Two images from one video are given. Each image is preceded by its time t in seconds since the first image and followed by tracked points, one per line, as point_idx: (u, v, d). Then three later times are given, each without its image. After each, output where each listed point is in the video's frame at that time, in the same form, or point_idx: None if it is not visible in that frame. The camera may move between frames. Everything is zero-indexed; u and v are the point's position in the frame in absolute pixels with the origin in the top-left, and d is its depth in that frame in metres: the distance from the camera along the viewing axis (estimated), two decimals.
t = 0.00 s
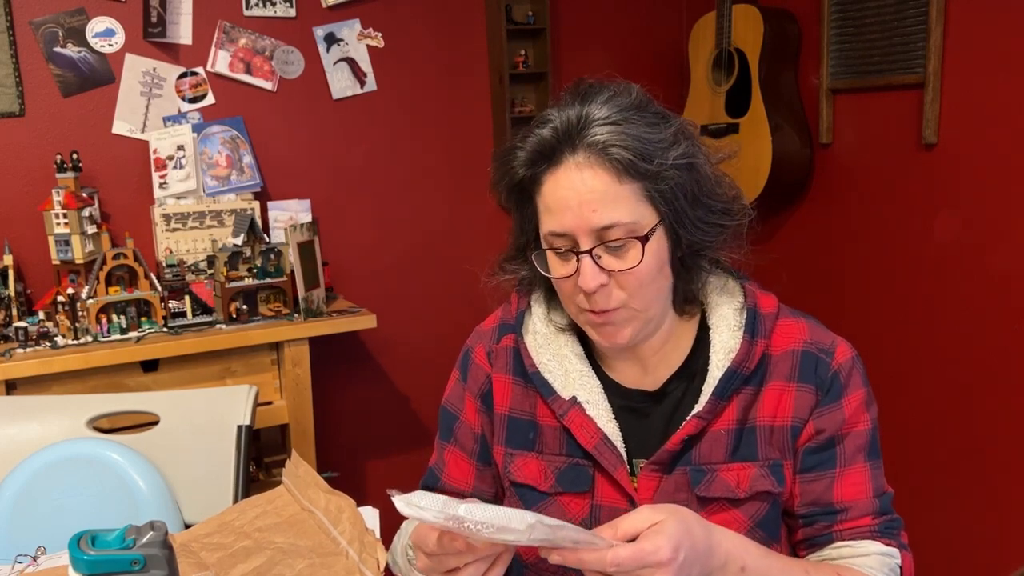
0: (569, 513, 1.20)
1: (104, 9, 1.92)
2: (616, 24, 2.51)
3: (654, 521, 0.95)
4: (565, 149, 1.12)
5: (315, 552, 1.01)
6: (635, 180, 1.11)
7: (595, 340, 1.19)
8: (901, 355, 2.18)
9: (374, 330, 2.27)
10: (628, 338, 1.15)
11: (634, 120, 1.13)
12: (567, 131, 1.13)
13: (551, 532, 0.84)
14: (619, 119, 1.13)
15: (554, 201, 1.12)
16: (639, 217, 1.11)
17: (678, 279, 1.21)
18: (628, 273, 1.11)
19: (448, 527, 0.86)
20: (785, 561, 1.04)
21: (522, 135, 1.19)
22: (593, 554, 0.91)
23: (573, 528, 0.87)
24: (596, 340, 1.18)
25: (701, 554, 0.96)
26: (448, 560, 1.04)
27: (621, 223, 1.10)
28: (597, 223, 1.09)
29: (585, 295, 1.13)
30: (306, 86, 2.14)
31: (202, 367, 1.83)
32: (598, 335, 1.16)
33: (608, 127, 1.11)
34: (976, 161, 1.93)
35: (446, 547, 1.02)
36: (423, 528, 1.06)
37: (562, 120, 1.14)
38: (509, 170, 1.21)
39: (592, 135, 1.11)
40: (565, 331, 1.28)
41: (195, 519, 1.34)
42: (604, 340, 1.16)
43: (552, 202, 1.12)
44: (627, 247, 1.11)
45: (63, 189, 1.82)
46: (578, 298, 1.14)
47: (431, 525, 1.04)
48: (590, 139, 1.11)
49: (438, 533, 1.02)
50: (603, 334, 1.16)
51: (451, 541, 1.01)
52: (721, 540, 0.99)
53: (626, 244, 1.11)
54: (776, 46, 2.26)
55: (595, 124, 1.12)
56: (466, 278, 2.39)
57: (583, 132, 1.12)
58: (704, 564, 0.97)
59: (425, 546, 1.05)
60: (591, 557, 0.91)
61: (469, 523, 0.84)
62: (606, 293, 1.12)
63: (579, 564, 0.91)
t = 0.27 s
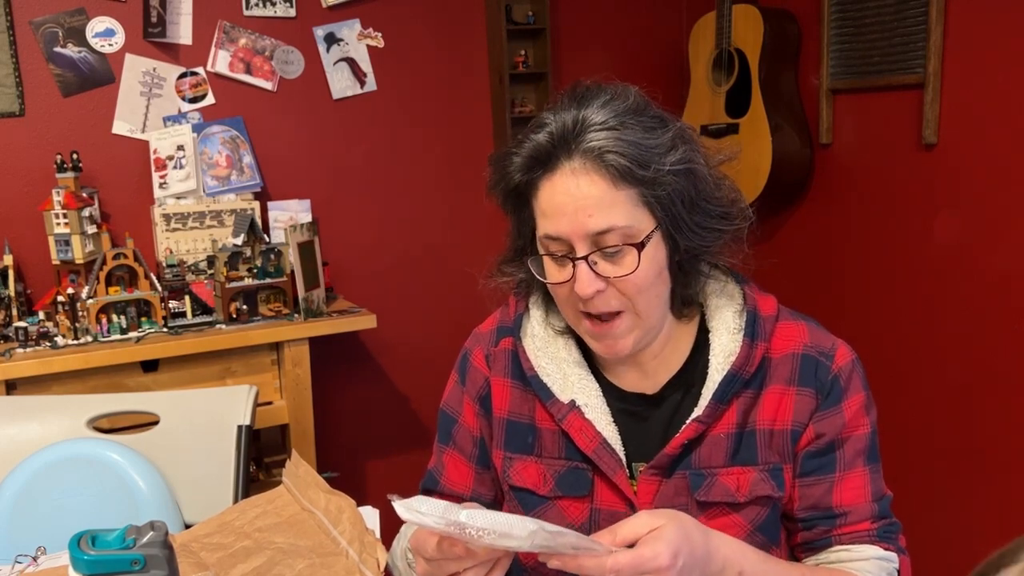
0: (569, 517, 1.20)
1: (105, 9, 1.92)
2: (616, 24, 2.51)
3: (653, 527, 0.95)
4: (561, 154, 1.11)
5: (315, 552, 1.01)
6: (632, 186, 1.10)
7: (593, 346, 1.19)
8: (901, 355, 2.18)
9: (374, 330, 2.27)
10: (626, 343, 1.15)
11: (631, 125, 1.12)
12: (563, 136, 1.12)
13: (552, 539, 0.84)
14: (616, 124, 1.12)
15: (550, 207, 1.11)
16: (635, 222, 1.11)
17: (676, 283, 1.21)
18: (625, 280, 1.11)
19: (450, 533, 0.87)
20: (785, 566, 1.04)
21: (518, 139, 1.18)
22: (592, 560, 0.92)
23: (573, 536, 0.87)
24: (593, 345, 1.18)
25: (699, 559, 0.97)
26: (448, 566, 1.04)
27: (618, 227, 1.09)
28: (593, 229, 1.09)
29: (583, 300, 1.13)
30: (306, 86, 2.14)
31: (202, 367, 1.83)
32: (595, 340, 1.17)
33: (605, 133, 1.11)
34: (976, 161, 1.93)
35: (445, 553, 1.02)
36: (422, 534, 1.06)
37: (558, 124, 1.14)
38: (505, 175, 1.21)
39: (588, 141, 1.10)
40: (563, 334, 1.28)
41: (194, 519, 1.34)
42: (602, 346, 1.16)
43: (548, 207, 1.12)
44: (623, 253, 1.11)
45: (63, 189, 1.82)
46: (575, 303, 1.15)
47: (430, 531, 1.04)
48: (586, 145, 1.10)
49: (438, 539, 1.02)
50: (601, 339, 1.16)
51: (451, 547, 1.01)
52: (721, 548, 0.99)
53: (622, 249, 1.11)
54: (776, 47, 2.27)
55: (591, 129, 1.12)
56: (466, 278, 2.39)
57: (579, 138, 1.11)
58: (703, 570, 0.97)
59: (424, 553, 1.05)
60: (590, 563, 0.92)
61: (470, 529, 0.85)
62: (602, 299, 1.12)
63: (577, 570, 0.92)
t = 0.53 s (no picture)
0: (568, 522, 1.20)
1: (105, 9, 1.92)
2: (616, 24, 2.51)
3: (651, 536, 0.96)
4: (560, 156, 1.11)
5: (315, 552, 1.01)
6: (631, 188, 1.10)
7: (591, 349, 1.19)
8: (901, 355, 2.18)
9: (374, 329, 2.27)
10: (625, 348, 1.15)
11: (630, 126, 1.12)
12: (562, 137, 1.12)
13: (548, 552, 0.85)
14: (615, 125, 1.12)
15: (549, 209, 1.11)
16: (635, 226, 1.11)
17: (675, 287, 1.21)
18: (624, 284, 1.11)
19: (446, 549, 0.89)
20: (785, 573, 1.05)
21: (517, 141, 1.18)
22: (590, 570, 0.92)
23: (571, 547, 0.88)
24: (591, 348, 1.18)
25: (698, 567, 0.97)
26: None
27: (617, 232, 1.10)
28: (592, 232, 1.09)
29: (582, 305, 1.13)
30: (306, 86, 2.14)
31: (202, 367, 1.83)
32: (594, 344, 1.16)
33: (604, 134, 1.11)
34: (976, 161, 1.93)
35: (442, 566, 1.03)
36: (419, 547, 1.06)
37: (557, 125, 1.14)
38: (504, 177, 1.21)
39: (588, 143, 1.10)
40: (561, 338, 1.27)
41: (194, 519, 1.34)
42: (601, 350, 1.16)
43: (547, 210, 1.12)
44: (623, 257, 1.11)
45: (63, 189, 1.82)
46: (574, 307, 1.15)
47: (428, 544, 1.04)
48: (586, 146, 1.10)
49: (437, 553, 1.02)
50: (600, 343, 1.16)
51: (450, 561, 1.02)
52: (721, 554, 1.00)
53: (623, 253, 1.11)
54: (776, 47, 2.27)
55: (591, 131, 1.12)
56: (466, 278, 2.39)
57: (578, 139, 1.11)
58: None
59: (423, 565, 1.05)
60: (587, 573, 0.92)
61: (466, 544, 0.87)
62: (601, 303, 1.12)
63: None
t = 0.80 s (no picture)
0: (565, 530, 1.20)
1: (105, 9, 1.92)
2: (616, 24, 2.51)
3: (649, 546, 0.97)
4: (556, 161, 1.11)
5: (315, 553, 1.01)
6: (629, 194, 1.10)
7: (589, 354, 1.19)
8: (901, 355, 2.18)
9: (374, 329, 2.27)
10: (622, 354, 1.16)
11: (627, 131, 1.12)
12: (558, 142, 1.12)
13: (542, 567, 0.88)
14: (612, 130, 1.12)
15: (545, 216, 1.10)
16: (633, 233, 1.11)
17: (674, 292, 1.21)
18: (622, 290, 1.11)
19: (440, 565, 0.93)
20: None
21: (512, 146, 1.17)
22: None
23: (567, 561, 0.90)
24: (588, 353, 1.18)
25: None
26: None
27: (615, 239, 1.09)
28: (589, 240, 1.08)
29: (579, 312, 1.13)
30: (306, 86, 2.14)
31: (202, 367, 1.83)
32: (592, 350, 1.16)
33: (601, 139, 1.10)
34: (975, 162, 1.93)
35: None
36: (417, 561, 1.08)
37: (552, 130, 1.13)
38: (498, 183, 1.20)
39: (584, 148, 1.10)
40: (558, 343, 1.27)
41: (195, 519, 1.34)
42: (598, 356, 1.16)
43: (543, 217, 1.11)
44: (622, 264, 1.11)
45: (63, 188, 1.82)
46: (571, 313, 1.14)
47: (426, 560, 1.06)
48: (582, 152, 1.10)
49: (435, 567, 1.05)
50: (598, 350, 1.16)
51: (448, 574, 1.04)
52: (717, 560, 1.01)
53: (621, 260, 1.10)
54: (776, 47, 2.27)
55: (587, 136, 1.11)
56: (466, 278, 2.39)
57: (575, 144, 1.11)
58: None
59: None
60: None
61: (460, 561, 0.91)
62: (599, 310, 1.12)
63: None
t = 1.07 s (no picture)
0: (562, 537, 1.21)
1: (105, 9, 1.92)
2: (616, 24, 2.51)
3: (646, 553, 0.97)
4: (547, 166, 1.11)
5: (315, 552, 1.00)
6: (622, 199, 1.10)
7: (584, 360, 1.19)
8: (901, 356, 2.18)
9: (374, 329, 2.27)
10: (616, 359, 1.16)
11: (618, 134, 1.12)
12: (548, 147, 1.12)
13: None
14: (603, 134, 1.12)
15: (537, 223, 1.11)
16: (626, 238, 1.11)
17: (668, 297, 1.21)
18: (616, 296, 1.11)
19: None
20: None
21: (503, 151, 1.17)
22: None
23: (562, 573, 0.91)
24: (583, 359, 1.18)
25: None
26: None
27: (608, 245, 1.09)
28: (581, 246, 1.08)
29: (573, 318, 1.12)
30: (306, 86, 2.14)
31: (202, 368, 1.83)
32: (586, 355, 1.16)
33: (592, 143, 1.10)
34: (975, 162, 1.93)
35: None
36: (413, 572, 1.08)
37: (542, 135, 1.13)
38: (489, 189, 1.20)
39: (575, 152, 1.10)
40: (552, 349, 1.27)
41: (195, 519, 1.34)
42: (593, 361, 1.17)
43: (535, 223, 1.11)
44: (615, 269, 1.11)
45: (63, 188, 1.82)
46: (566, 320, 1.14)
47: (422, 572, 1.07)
48: (573, 157, 1.09)
49: None
50: (593, 356, 1.16)
51: None
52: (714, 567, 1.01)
53: (614, 265, 1.11)
54: (776, 47, 2.27)
55: (578, 140, 1.11)
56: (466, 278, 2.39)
57: (565, 149, 1.11)
58: None
59: None
60: None
61: None
62: (592, 316, 1.12)
63: None
